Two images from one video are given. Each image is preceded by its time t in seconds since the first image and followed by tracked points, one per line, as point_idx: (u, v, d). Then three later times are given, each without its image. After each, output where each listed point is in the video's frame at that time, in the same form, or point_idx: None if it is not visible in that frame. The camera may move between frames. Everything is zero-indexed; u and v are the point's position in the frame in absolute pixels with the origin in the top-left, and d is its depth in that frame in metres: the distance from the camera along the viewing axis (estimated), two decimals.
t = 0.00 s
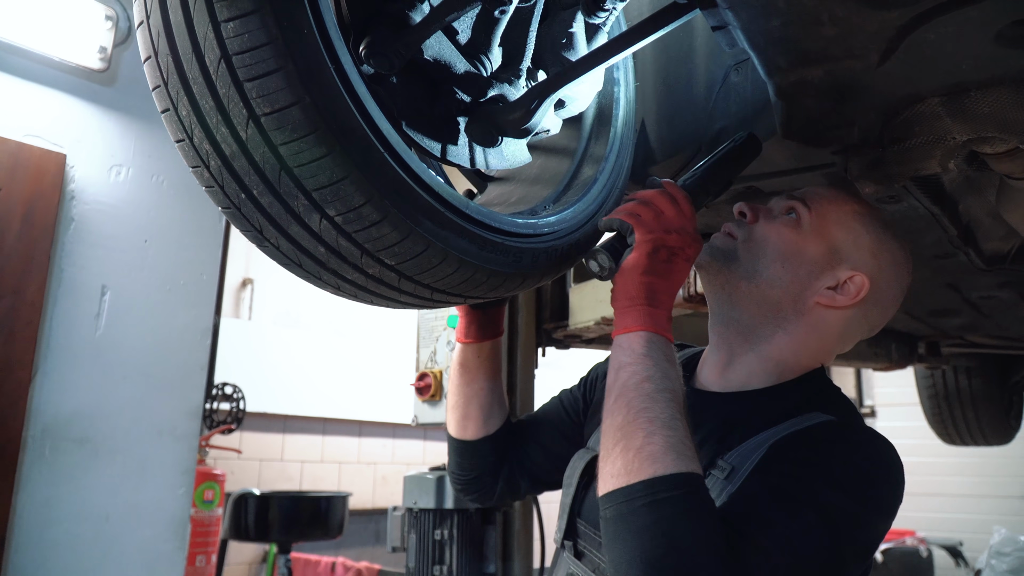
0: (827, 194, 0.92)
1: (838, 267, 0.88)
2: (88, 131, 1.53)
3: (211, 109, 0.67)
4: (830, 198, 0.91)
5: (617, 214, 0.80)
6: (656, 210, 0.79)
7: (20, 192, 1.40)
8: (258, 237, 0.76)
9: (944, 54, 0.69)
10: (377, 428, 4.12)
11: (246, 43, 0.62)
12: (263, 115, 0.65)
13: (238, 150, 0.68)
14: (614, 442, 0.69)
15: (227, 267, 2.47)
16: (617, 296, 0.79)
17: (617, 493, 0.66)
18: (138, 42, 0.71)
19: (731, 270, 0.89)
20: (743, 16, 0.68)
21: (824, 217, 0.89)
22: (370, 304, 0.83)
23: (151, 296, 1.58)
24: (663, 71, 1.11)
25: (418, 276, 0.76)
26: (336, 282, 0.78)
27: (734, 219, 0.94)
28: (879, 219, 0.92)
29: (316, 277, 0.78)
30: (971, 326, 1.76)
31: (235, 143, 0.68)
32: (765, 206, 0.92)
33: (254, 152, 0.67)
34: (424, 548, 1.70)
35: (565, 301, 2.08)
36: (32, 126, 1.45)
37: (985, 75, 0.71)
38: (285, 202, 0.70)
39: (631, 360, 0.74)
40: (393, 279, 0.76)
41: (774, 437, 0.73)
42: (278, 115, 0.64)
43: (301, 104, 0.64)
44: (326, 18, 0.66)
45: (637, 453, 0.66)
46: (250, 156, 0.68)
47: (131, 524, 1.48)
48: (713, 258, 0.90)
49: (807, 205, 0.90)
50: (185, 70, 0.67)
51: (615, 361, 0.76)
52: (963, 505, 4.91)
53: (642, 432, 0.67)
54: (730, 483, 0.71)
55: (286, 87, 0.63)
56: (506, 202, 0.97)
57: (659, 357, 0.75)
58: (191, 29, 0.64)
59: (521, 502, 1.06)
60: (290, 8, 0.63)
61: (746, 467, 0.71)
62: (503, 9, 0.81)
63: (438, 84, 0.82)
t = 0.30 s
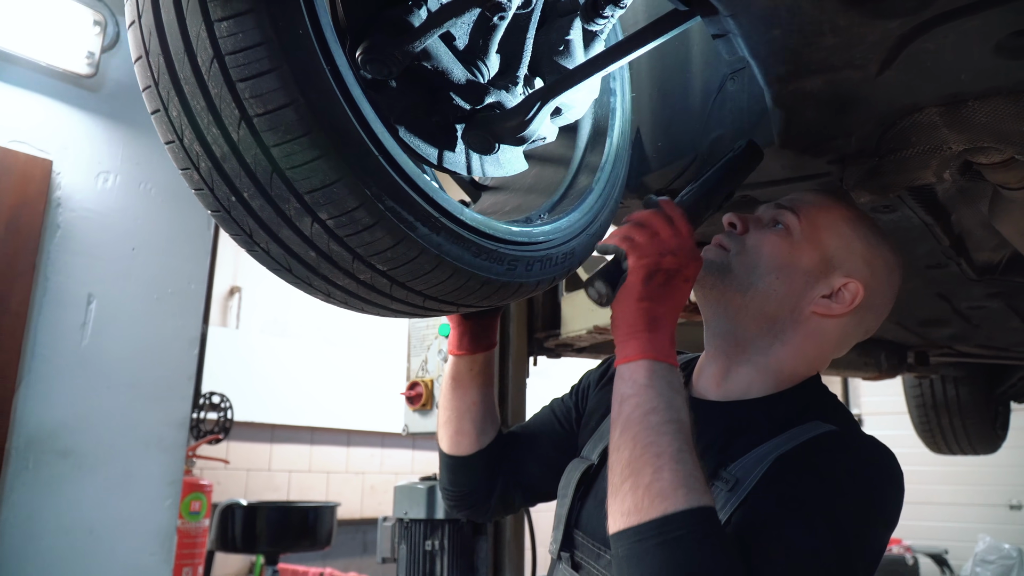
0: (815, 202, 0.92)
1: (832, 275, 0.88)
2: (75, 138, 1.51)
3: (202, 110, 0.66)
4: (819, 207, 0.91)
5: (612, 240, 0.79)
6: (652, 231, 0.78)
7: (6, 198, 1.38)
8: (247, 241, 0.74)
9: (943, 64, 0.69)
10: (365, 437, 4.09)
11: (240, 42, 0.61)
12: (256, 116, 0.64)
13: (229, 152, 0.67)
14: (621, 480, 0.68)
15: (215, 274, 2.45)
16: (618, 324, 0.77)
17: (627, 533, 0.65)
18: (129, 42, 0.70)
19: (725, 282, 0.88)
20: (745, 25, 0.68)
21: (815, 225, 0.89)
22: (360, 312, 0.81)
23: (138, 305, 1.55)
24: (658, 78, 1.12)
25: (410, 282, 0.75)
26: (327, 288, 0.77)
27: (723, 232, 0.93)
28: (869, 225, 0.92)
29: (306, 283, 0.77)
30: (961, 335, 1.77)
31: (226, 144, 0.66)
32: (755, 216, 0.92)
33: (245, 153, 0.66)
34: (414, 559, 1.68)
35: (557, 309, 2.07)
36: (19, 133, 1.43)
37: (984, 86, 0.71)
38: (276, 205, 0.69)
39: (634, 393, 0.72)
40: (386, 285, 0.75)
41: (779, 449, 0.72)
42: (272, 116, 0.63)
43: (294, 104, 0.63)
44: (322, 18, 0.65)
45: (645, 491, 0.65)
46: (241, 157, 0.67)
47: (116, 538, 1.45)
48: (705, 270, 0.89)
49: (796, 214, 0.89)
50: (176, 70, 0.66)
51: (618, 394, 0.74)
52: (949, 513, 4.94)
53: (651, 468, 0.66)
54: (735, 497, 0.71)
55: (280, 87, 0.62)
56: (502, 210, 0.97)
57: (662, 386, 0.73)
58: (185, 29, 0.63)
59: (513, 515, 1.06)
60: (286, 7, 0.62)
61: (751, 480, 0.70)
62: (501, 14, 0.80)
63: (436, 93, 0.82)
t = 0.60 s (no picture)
0: (799, 208, 0.91)
1: (822, 285, 0.88)
2: (54, 142, 1.49)
3: (173, 71, 0.62)
4: (803, 213, 0.90)
5: (585, 280, 0.79)
6: (624, 267, 0.77)
7: None
8: (209, 218, 0.70)
9: (938, 71, 0.69)
10: (347, 444, 4.05)
11: None
12: (225, 76, 0.60)
13: (196, 116, 0.63)
14: (610, 528, 0.68)
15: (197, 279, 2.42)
16: (600, 368, 0.77)
17: None
18: (113, 19, 0.69)
19: (713, 298, 0.88)
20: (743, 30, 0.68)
21: (800, 235, 0.89)
22: (322, 306, 0.76)
23: (118, 311, 1.52)
24: (649, 86, 1.12)
25: (375, 272, 0.70)
26: (288, 275, 0.72)
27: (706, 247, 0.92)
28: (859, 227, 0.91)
29: (267, 268, 0.72)
30: (943, 343, 1.78)
31: (193, 107, 0.63)
32: (737, 228, 0.91)
33: (211, 118, 0.62)
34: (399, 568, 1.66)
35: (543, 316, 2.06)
36: None
37: (978, 94, 0.72)
38: (240, 176, 0.64)
39: (620, 439, 0.72)
40: (349, 275, 0.70)
41: (780, 471, 0.72)
42: (242, 76, 0.60)
43: (266, 65, 0.59)
44: None
45: (634, 540, 0.66)
46: (207, 122, 0.63)
47: (95, 546, 1.42)
48: (691, 288, 0.89)
49: (779, 225, 0.89)
50: (152, 30, 0.63)
51: (605, 440, 0.74)
52: (928, 520, 4.99)
53: (637, 517, 0.66)
54: (733, 519, 0.70)
55: (254, 46, 0.59)
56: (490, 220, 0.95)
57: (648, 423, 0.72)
58: None
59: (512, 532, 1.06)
60: None
61: (750, 503, 0.70)
62: (496, 17, 0.78)
63: (428, 96, 0.80)
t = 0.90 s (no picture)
0: (788, 204, 0.89)
1: (817, 284, 0.87)
2: (43, 136, 1.47)
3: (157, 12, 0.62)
4: (791, 210, 0.89)
5: (566, 301, 0.79)
6: (604, 287, 0.77)
7: None
8: (176, 168, 0.67)
9: (941, 71, 0.69)
10: (336, 443, 4.03)
11: None
12: (206, 13, 0.59)
13: (174, 54, 0.61)
14: (593, 555, 0.68)
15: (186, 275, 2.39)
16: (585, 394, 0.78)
17: None
18: (111, 28, 0.68)
19: (704, 302, 0.87)
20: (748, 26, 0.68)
21: (790, 235, 0.87)
22: (284, 279, 0.72)
23: (107, 308, 1.50)
24: (647, 85, 1.12)
25: (340, 239, 0.66)
26: (251, 238, 0.68)
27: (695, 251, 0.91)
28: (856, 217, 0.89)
29: (230, 227, 0.69)
30: (934, 345, 1.79)
31: (172, 47, 0.61)
32: (726, 230, 0.90)
33: (188, 55, 0.60)
34: (390, 566, 1.65)
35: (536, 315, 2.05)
36: None
37: (980, 94, 0.72)
38: (210, 119, 0.62)
39: (606, 464, 0.73)
40: (313, 241, 0.66)
41: (784, 483, 0.72)
42: (223, 14, 0.58)
43: (247, 4, 0.58)
44: None
45: (616, 569, 0.65)
46: (184, 62, 0.61)
47: (83, 544, 1.40)
48: (681, 295, 0.88)
49: (766, 226, 0.88)
50: None
51: (591, 467, 0.75)
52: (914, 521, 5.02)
53: (622, 546, 0.66)
54: (733, 529, 0.70)
55: None
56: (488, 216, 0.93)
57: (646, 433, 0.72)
58: None
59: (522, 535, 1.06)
60: None
61: (751, 514, 0.71)
62: (499, 11, 0.78)
63: (427, 92, 0.79)
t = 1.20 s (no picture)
0: (778, 199, 0.89)
1: (810, 278, 0.87)
2: (32, 127, 1.45)
3: None
4: (782, 204, 0.88)
5: (551, 309, 0.79)
6: (589, 295, 0.78)
7: None
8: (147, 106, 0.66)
9: (944, 67, 0.69)
10: (325, 439, 4.01)
11: None
12: None
13: None
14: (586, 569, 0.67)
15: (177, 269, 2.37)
16: (572, 403, 0.77)
17: None
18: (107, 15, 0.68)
19: (696, 301, 0.86)
20: (752, 20, 0.68)
21: (781, 229, 0.87)
22: (242, 235, 0.70)
23: (97, 302, 1.48)
24: (645, 79, 1.12)
25: (301, 187, 0.64)
26: (211, 184, 0.66)
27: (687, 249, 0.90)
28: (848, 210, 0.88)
29: (192, 173, 0.67)
30: (926, 343, 1.80)
31: None
32: (717, 227, 0.89)
33: None
34: (382, 562, 1.64)
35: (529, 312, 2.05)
36: None
37: (982, 91, 0.72)
38: (184, 48, 0.61)
39: (594, 477, 0.72)
40: (273, 189, 0.64)
41: (783, 485, 0.72)
42: None
43: None
44: None
45: None
46: None
47: (72, 540, 1.38)
48: (672, 294, 0.88)
49: (756, 221, 0.87)
50: None
51: (581, 477, 0.74)
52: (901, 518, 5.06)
53: (613, 562, 0.65)
54: (731, 533, 0.70)
55: None
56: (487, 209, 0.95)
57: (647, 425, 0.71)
58: None
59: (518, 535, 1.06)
60: None
61: (750, 516, 0.70)
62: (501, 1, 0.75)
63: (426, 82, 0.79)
